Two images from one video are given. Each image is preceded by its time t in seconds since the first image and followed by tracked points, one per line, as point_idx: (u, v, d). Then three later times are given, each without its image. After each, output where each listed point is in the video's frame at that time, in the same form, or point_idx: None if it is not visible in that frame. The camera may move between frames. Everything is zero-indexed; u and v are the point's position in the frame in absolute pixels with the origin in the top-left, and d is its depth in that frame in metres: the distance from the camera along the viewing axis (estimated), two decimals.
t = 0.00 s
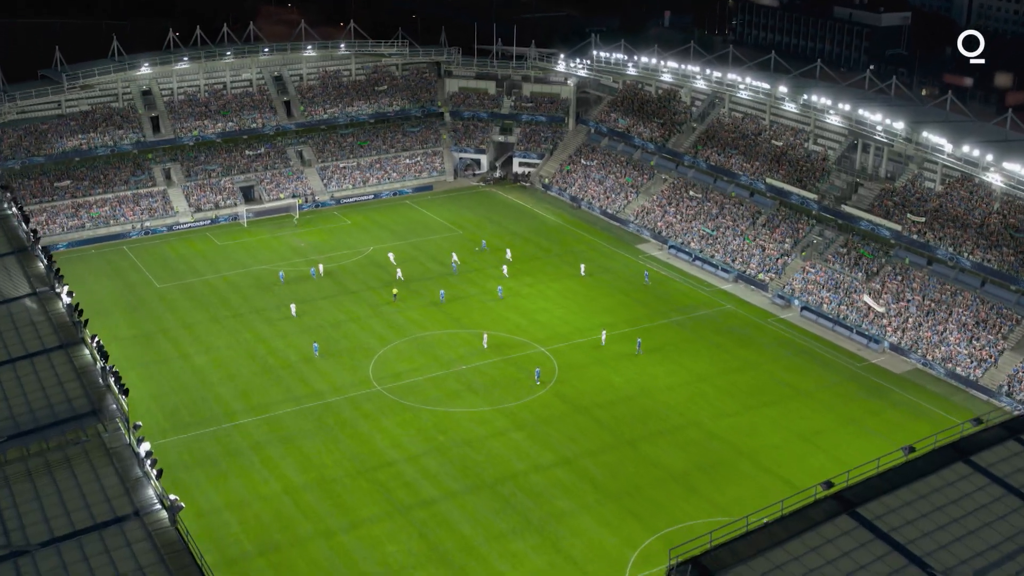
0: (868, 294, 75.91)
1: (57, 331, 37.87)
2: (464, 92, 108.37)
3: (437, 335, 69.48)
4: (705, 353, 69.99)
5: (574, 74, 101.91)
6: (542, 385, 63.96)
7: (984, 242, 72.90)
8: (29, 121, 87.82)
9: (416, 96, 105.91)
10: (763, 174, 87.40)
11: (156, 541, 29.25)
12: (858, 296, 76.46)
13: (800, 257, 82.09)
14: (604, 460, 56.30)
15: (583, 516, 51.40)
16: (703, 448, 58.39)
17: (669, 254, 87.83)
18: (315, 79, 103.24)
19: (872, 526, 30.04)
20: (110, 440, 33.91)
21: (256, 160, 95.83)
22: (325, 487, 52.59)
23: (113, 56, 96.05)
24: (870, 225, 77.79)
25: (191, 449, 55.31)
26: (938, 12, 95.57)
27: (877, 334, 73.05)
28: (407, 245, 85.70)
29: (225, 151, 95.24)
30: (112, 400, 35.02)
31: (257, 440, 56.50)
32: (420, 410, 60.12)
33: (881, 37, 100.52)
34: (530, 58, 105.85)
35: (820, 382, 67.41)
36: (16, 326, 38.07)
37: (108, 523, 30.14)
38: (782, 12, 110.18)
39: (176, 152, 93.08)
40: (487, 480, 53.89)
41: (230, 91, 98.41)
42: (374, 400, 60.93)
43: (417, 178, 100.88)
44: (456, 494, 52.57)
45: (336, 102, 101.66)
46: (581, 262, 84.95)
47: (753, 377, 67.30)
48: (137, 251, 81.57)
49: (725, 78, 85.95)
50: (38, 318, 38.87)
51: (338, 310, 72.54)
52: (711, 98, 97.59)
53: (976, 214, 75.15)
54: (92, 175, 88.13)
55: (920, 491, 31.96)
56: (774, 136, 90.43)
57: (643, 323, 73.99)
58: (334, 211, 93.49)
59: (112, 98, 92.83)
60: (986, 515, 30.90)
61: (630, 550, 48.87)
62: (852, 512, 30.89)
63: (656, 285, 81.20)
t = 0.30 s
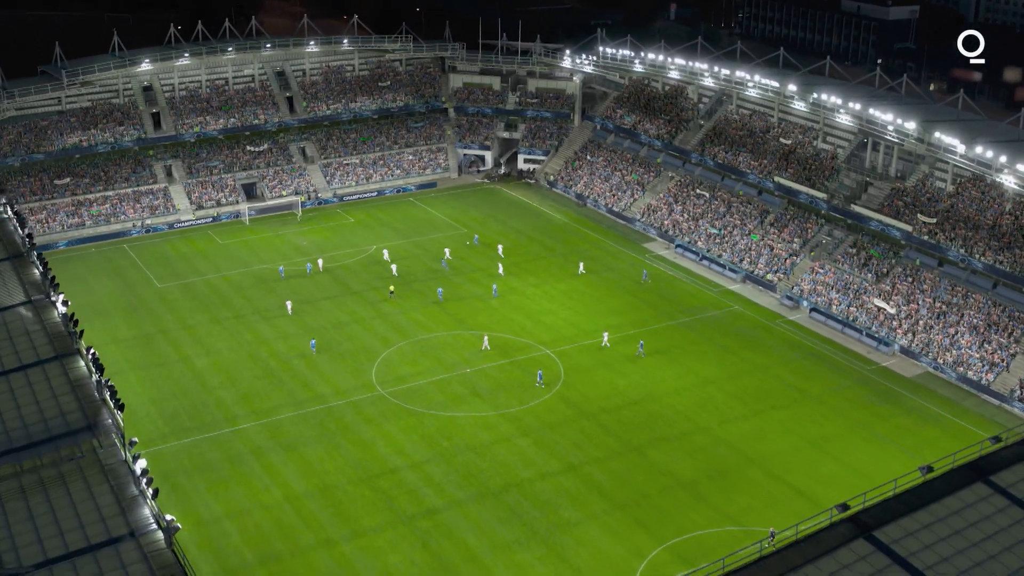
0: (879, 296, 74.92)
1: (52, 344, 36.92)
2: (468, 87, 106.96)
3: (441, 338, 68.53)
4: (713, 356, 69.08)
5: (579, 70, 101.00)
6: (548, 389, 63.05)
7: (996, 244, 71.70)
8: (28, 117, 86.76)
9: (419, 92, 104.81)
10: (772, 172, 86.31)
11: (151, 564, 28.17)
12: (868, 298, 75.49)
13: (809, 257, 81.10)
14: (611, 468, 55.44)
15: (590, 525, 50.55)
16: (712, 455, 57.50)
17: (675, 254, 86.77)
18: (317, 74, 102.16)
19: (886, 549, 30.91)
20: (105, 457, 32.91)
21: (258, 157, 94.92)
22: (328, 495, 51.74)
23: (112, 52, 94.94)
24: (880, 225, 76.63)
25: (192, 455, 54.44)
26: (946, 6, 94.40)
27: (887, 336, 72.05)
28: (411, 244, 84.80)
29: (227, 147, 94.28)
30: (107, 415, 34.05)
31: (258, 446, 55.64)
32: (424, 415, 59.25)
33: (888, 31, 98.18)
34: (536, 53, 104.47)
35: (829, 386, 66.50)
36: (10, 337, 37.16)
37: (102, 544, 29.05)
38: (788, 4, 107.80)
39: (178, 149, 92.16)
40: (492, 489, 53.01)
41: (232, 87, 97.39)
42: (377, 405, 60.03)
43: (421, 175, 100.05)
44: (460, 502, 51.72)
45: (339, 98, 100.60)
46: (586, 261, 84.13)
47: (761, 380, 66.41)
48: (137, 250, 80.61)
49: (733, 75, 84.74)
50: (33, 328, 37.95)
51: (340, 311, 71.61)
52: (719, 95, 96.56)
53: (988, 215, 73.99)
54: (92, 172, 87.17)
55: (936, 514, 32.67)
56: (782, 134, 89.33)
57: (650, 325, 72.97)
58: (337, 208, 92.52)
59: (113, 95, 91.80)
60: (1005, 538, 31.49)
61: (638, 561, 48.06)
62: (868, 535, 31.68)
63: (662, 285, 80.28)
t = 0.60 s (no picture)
0: (889, 298, 73.84)
1: (48, 355, 35.94)
2: (474, 83, 106.09)
3: (446, 340, 67.58)
4: (722, 359, 68.09)
5: (586, 66, 99.74)
6: (554, 393, 62.11)
7: (1009, 246, 70.45)
8: (29, 114, 85.75)
9: (424, 87, 103.72)
10: (781, 171, 85.16)
11: None
12: (878, 299, 74.42)
13: (819, 257, 80.07)
14: (619, 475, 54.51)
15: (597, 535, 49.64)
16: (721, 462, 56.52)
17: (683, 253, 85.73)
18: (321, 69, 101.11)
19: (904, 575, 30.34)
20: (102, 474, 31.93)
21: (261, 153, 93.89)
22: (330, 503, 50.82)
23: (114, 47, 93.90)
24: (891, 226, 75.49)
25: (192, 462, 53.57)
26: None
27: (898, 339, 71.07)
28: (415, 243, 83.84)
29: (230, 144, 93.33)
30: (103, 430, 33.07)
31: (260, 451, 54.75)
32: (428, 420, 58.33)
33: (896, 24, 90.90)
34: (542, 48, 103.25)
35: (839, 391, 65.46)
36: (5, 348, 36.23)
37: (97, 567, 28.01)
38: None
39: (180, 145, 91.20)
40: (497, 497, 52.07)
41: (235, 83, 96.39)
42: (381, 410, 59.11)
43: (426, 172, 98.92)
44: (465, 510, 50.79)
45: (343, 94, 99.55)
46: (593, 260, 83.18)
47: (770, 384, 65.44)
48: (139, 248, 79.71)
49: (743, 73, 83.59)
50: (28, 339, 37.02)
51: (344, 311, 70.69)
52: (728, 91, 95.40)
53: (1001, 215, 72.80)
54: (94, 169, 86.27)
55: (955, 537, 32.00)
56: (792, 132, 88.19)
57: (658, 326, 71.94)
58: (340, 205, 91.49)
59: (114, 90, 90.79)
60: None
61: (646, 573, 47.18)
62: (886, 560, 31.05)
63: (670, 285, 79.24)
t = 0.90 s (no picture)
0: (900, 300, 72.89)
1: (46, 365, 35.17)
2: (480, 79, 105.05)
3: (451, 341, 66.79)
4: (731, 362, 67.17)
5: (593, 62, 98.62)
6: (561, 397, 61.29)
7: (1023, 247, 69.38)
8: (30, 110, 84.90)
9: (430, 83, 102.75)
10: (790, 170, 84.16)
11: None
12: (889, 301, 73.48)
13: (829, 257, 79.13)
14: (626, 482, 53.72)
15: (604, 544, 48.87)
16: (730, 468, 55.73)
17: (691, 253, 84.79)
18: (325, 65, 100.24)
19: None
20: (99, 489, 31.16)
21: (265, 150, 93.05)
22: (333, 509, 50.08)
23: (117, 43, 93.03)
24: (902, 226, 74.42)
25: (194, 467, 52.87)
26: None
27: (909, 342, 70.15)
28: (421, 241, 83.01)
29: (234, 140, 92.52)
30: (100, 444, 32.21)
31: (262, 456, 54.03)
32: (433, 424, 57.56)
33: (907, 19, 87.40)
34: (548, 44, 102.19)
35: (850, 395, 64.55)
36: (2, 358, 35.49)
37: None
38: None
39: (183, 142, 90.39)
40: (503, 504, 51.27)
41: (239, 79, 95.45)
42: (386, 414, 58.33)
43: (431, 169, 98.06)
44: (471, 518, 50.03)
45: (348, 90, 98.60)
46: (599, 259, 82.29)
47: (779, 387, 64.58)
48: (141, 247, 78.98)
49: (752, 72, 82.56)
50: (25, 348, 36.20)
51: (348, 312, 69.90)
52: (737, 88, 94.32)
53: (1014, 217, 71.75)
54: (96, 166, 85.51)
55: (975, 559, 31.22)
56: (801, 130, 87.17)
57: (666, 328, 71.05)
58: (345, 203, 90.71)
59: (116, 87, 89.96)
60: None
61: None
62: None
63: (678, 286, 78.32)
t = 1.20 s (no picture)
0: (914, 302, 71.76)
1: (43, 379, 34.29)
2: (487, 74, 103.81)
3: (458, 344, 65.82)
4: (742, 366, 66.11)
5: (602, 58, 97.32)
6: (569, 402, 60.33)
7: None
8: (33, 106, 83.94)
9: (436, 78, 101.58)
10: (802, 168, 82.94)
11: None
12: (902, 303, 72.33)
13: (841, 257, 77.99)
14: (636, 491, 52.77)
15: (614, 555, 47.94)
16: (742, 477, 54.75)
17: (701, 252, 83.65)
18: (331, 60, 99.03)
19: None
20: (96, 509, 30.23)
21: (270, 146, 92.08)
22: (338, 519, 49.21)
23: (120, 37, 92.02)
24: (916, 227, 73.18)
25: (197, 474, 51.99)
26: None
27: (923, 345, 68.99)
28: (427, 240, 81.98)
29: (238, 136, 91.49)
30: (97, 461, 31.27)
31: (266, 463, 53.17)
32: (440, 430, 56.64)
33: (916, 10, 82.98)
34: (557, 39, 100.92)
35: (862, 400, 63.49)
36: None
37: None
38: None
39: (187, 138, 89.43)
40: (511, 514, 50.36)
41: (243, 74, 94.37)
42: (392, 419, 57.39)
43: (438, 165, 97.08)
44: (478, 528, 49.14)
45: (354, 85, 97.46)
46: (607, 259, 81.20)
47: (791, 392, 63.52)
48: (145, 245, 78.10)
49: (764, 69, 81.23)
50: (22, 360, 35.31)
51: (354, 313, 68.96)
52: (748, 85, 93.04)
53: None
54: (99, 163, 84.61)
55: None
56: (813, 128, 85.95)
57: (676, 331, 69.98)
58: (351, 200, 89.75)
59: (120, 82, 89.01)
60: None
61: None
62: None
63: (687, 286, 77.21)
